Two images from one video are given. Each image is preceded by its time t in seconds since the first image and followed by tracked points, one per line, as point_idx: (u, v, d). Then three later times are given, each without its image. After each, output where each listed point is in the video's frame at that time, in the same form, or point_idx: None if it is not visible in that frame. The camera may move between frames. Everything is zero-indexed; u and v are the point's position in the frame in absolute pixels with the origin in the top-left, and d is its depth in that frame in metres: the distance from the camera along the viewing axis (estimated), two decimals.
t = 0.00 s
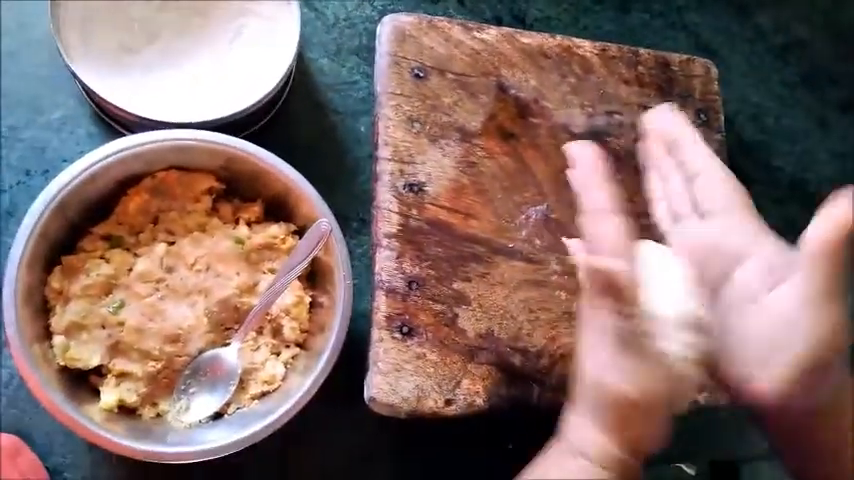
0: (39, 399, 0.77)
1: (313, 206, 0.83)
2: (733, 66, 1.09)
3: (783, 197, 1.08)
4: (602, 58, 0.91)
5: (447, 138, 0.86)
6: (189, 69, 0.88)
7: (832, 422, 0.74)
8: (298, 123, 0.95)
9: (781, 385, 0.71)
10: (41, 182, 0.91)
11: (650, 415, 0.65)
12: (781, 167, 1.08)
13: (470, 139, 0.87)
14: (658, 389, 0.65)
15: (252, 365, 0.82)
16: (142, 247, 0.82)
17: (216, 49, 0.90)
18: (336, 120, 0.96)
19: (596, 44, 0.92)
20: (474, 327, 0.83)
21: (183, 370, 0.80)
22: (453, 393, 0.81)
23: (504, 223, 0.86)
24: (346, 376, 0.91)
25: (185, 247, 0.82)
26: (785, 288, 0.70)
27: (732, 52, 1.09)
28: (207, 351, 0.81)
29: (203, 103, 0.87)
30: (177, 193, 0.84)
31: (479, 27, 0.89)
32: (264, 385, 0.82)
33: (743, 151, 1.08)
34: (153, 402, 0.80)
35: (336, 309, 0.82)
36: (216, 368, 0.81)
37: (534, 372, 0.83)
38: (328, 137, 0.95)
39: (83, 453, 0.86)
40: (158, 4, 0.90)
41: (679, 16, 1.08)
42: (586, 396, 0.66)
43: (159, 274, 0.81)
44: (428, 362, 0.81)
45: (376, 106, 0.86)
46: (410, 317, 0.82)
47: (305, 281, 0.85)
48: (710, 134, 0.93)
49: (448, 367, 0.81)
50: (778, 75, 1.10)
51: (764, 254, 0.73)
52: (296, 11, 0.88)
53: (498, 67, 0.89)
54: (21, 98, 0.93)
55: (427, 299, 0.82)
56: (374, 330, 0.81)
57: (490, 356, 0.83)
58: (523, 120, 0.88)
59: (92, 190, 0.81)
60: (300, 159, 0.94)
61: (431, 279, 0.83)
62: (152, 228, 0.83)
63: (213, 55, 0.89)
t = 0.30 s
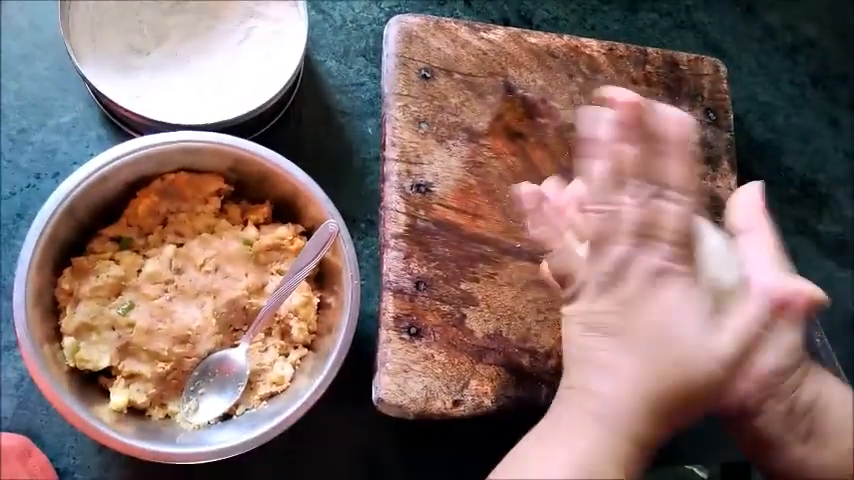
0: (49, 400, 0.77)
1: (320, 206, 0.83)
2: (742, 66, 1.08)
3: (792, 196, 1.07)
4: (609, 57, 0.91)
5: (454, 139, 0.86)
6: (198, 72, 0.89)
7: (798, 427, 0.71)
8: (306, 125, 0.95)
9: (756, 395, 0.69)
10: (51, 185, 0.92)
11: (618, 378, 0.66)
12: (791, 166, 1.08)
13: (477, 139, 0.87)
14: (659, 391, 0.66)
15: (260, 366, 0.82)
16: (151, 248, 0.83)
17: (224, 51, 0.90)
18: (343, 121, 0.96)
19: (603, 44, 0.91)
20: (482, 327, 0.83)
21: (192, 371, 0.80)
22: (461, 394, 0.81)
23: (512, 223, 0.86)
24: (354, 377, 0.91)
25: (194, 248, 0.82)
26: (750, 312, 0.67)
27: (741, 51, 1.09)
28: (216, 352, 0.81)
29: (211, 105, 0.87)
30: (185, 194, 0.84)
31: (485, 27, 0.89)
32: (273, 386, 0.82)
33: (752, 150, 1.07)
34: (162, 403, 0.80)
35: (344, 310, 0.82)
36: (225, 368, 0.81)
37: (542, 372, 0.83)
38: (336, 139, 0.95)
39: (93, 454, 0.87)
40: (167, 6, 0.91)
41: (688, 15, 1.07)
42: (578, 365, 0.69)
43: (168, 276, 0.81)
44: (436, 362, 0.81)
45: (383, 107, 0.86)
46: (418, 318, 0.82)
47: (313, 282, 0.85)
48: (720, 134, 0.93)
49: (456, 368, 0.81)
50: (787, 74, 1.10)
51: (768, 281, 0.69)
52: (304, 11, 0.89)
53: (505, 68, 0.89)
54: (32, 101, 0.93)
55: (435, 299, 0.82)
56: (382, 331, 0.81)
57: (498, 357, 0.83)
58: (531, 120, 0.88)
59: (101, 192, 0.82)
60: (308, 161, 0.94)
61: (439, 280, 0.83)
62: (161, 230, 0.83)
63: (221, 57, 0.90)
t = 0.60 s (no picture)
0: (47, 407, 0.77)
1: (318, 214, 0.83)
2: (735, 74, 1.09)
3: (788, 203, 1.08)
4: (604, 66, 0.92)
5: (450, 146, 0.87)
6: (196, 81, 0.90)
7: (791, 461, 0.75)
8: (303, 135, 0.96)
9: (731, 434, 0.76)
10: (50, 194, 0.92)
11: (639, 435, 0.75)
12: (786, 173, 1.08)
13: (473, 147, 0.87)
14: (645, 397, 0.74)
15: (258, 373, 0.82)
16: (149, 257, 0.83)
17: (222, 61, 0.91)
18: (341, 130, 0.97)
19: (598, 52, 0.92)
20: (479, 334, 0.83)
21: (190, 379, 0.81)
22: (459, 400, 0.81)
23: (508, 230, 0.86)
24: (352, 384, 0.91)
25: (192, 256, 0.83)
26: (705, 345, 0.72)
27: (734, 60, 1.10)
28: (214, 360, 0.81)
29: (209, 114, 0.88)
30: (183, 203, 0.85)
31: (481, 36, 0.90)
32: (270, 393, 0.82)
33: (746, 157, 1.08)
34: (160, 410, 0.80)
35: (341, 317, 0.82)
36: (223, 376, 0.81)
37: (539, 378, 0.83)
38: (333, 148, 0.96)
39: (91, 462, 0.87)
40: (164, 16, 0.91)
41: (681, 24, 1.08)
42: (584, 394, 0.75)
43: (166, 284, 0.82)
44: (433, 369, 0.81)
45: (380, 115, 0.87)
46: (415, 325, 0.82)
47: (311, 290, 0.86)
48: (714, 141, 0.93)
49: (453, 374, 0.82)
50: (781, 82, 1.10)
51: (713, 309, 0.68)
52: (301, 21, 0.89)
53: (500, 76, 0.89)
54: (31, 111, 0.94)
55: (432, 306, 0.83)
56: (380, 338, 0.82)
57: (495, 364, 0.83)
58: (526, 128, 0.89)
59: (100, 200, 0.82)
60: (305, 169, 0.95)
61: (436, 286, 0.83)
62: (159, 238, 0.84)
63: (219, 66, 0.90)
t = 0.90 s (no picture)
0: (54, 407, 0.78)
1: (323, 215, 0.84)
2: (740, 75, 1.09)
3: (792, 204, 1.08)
4: (608, 67, 0.92)
5: (455, 148, 0.87)
6: (202, 83, 0.90)
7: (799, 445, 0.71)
8: (308, 136, 0.96)
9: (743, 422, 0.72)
10: (57, 196, 0.93)
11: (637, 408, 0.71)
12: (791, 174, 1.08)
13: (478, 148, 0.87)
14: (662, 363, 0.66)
15: (264, 373, 0.83)
16: (156, 258, 0.83)
17: (227, 62, 0.91)
18: (346, 132, 0.97)
19: (602, 54, 0.92)
20: (484, 335, 0.83)
21: (197, 380, 0.81)
22: (464, 401, 0.82)
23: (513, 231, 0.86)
24: (357, 385, 0.91)
25: (199, 257, 0.83)
26: (757, 303, 0.67)
27: (739, 61, 1.10)
28: (220, 360, 0.81)
29: (215, 116, 0.88)
30: (189, 204, 0.85)
31: (485, 38, 0.90)
32: (276, 393, 0.82)
33: (751, 157, 1.08)
34: (166, 411, 0.81)
35: (347, 317, 0.82)
36: (229, 376, 0.82)
37: (545, 379, 0.84)
38: (338, 149, 0.96)
39: (98, 462, 0.87)
40: (171, 18, 0.92)
41: (686, 25, 1.08)
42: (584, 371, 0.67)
43: (172, 284, 0.82)
44: (439, 369, 0.82)
45: (385, 117, 0.87)
46: (420, 326, 0.82)
47: (317, 290, 0.86)
48: (719, 142, 0.93)
49: (459, 375, 0.82)
50: (785, 83, 1.10)
51: (782, 246, 0.67)
52: (306, 23, 0.90)
53: (505, 77, 0.90)
54: (38, 113, 0.94)
55: (438, 306, 0.83)
56: (385, 338, 0.82)
57: (500, 364, 0.83)
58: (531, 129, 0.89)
59: (107, 201, 0.83)
60: (311, 171, 0.95)
61: (441, 287, 0.84)
62: (166, 239, 0.84)
63: (225, 68, 0.91)
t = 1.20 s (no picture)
0: (60, 412, 0.78)
1: (329, 222, 0.84)
2: (746, 85, 1.09)
3: (798, 213, 1.08)
4: (614, 76, 0.92)
5: (461, 156, 0.87)
6: (210, 90, 0.90)
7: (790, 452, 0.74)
8: (314, 143, 0.96)
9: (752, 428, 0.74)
10: (65, 200, 0.93)
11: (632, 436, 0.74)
12: (796, 183, 1.08)
13: (484, 157, 0.88)
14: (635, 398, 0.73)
15: (269, 380, 0.83)
16: (162, 263, 0.84)
17: (235, 69, 0.92)
18: (352, 139, 0.97)
19: (609, 63, 0.93)
20: (489, 343, 0.83)
21: (202, 386, 0.81)
22: (469, 409, 0.82)
23: (519, 239, 0.86)
24: (362, 392, 0.91)
25: (205, 263, 0.83)
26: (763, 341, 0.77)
27: (745, 70, 1.10)
28: (225, 366, 0.81)
29: (222, 122, 0.89)
30: (196, 210, 0.85)
31: (492, 46, 0.90)
32: (281, 400, 0.82)
33: (757, 167, 1.08)
34: (171, 417, 0.81)
35: (352, 324, 0.83)
36: (234, 382, 0.82)
37: (549, 388, 0.83)
38: (344, 155, 0.97)
39: (102, 467, 0.88)
40: (179, 24, 0.92)
41: (692, 34, 1.09)
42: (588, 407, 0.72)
43: (178, 290, 0.82)
44: (443, 377, 0.82)
45: (392, 124, 0.87)
46: (425, 333, 0.82)
47: (322, 297, 0.86)
48: (724, 151, 0.94)
49: (463, 383, 0.82)
50: (792, 92, 1.11)
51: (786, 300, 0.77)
52: (314, 30, 0.90)
53: (511, 86, 0.90)
54: (46, 118, 0.95)
55: (442, 314, 0.83)
56: (390, 346, 0.82)
57: (505, 373, 0.83)
58: (537, 137, 0.89)
59: (114, 206, 0.83)
60: (317, 177, 0.96)
61: (446, 295, 0.84)
62: (172, 245, 0.84)
63: (232, 75, 0.91)
